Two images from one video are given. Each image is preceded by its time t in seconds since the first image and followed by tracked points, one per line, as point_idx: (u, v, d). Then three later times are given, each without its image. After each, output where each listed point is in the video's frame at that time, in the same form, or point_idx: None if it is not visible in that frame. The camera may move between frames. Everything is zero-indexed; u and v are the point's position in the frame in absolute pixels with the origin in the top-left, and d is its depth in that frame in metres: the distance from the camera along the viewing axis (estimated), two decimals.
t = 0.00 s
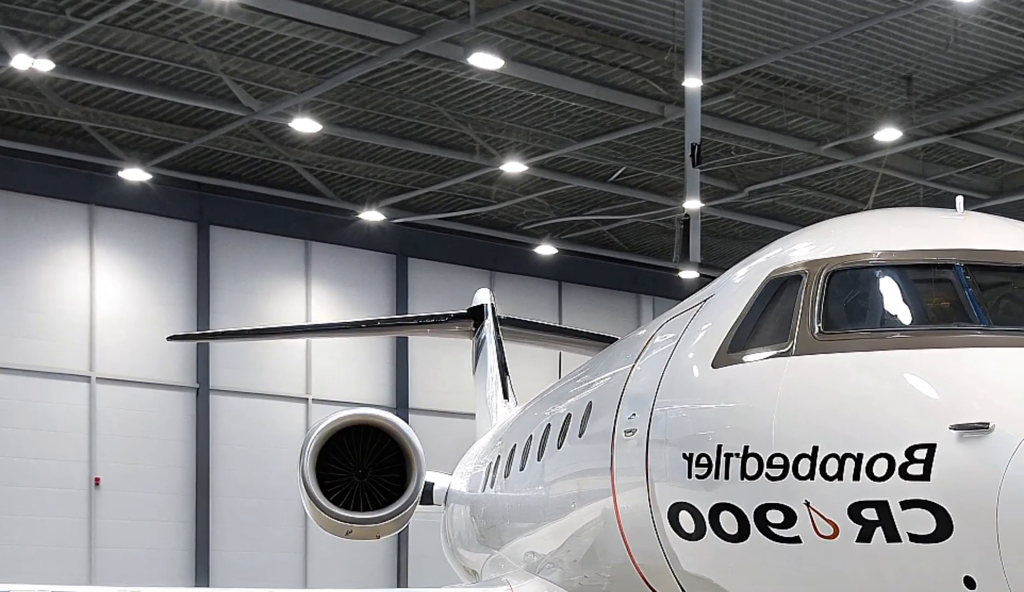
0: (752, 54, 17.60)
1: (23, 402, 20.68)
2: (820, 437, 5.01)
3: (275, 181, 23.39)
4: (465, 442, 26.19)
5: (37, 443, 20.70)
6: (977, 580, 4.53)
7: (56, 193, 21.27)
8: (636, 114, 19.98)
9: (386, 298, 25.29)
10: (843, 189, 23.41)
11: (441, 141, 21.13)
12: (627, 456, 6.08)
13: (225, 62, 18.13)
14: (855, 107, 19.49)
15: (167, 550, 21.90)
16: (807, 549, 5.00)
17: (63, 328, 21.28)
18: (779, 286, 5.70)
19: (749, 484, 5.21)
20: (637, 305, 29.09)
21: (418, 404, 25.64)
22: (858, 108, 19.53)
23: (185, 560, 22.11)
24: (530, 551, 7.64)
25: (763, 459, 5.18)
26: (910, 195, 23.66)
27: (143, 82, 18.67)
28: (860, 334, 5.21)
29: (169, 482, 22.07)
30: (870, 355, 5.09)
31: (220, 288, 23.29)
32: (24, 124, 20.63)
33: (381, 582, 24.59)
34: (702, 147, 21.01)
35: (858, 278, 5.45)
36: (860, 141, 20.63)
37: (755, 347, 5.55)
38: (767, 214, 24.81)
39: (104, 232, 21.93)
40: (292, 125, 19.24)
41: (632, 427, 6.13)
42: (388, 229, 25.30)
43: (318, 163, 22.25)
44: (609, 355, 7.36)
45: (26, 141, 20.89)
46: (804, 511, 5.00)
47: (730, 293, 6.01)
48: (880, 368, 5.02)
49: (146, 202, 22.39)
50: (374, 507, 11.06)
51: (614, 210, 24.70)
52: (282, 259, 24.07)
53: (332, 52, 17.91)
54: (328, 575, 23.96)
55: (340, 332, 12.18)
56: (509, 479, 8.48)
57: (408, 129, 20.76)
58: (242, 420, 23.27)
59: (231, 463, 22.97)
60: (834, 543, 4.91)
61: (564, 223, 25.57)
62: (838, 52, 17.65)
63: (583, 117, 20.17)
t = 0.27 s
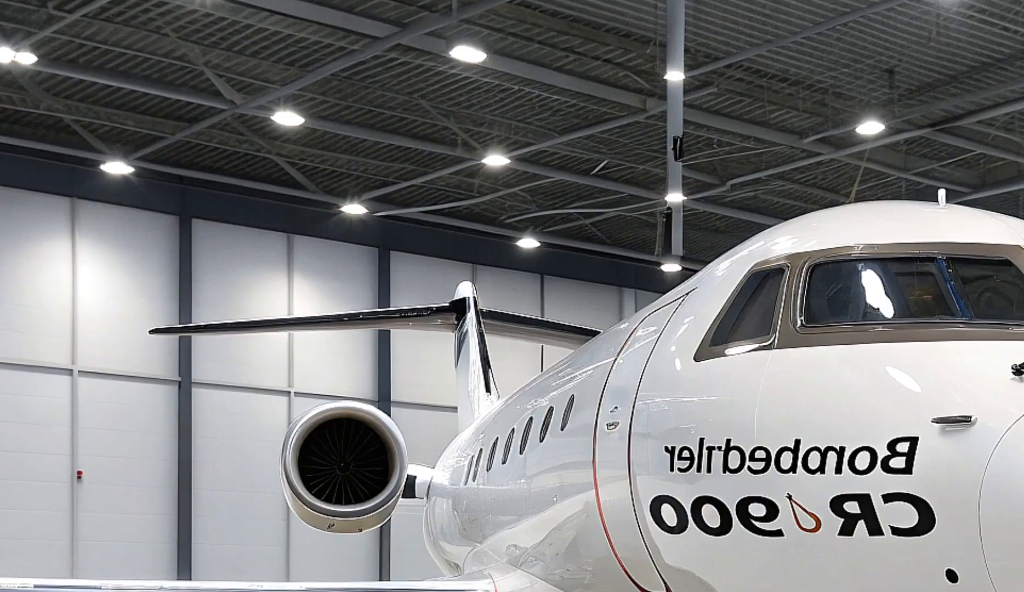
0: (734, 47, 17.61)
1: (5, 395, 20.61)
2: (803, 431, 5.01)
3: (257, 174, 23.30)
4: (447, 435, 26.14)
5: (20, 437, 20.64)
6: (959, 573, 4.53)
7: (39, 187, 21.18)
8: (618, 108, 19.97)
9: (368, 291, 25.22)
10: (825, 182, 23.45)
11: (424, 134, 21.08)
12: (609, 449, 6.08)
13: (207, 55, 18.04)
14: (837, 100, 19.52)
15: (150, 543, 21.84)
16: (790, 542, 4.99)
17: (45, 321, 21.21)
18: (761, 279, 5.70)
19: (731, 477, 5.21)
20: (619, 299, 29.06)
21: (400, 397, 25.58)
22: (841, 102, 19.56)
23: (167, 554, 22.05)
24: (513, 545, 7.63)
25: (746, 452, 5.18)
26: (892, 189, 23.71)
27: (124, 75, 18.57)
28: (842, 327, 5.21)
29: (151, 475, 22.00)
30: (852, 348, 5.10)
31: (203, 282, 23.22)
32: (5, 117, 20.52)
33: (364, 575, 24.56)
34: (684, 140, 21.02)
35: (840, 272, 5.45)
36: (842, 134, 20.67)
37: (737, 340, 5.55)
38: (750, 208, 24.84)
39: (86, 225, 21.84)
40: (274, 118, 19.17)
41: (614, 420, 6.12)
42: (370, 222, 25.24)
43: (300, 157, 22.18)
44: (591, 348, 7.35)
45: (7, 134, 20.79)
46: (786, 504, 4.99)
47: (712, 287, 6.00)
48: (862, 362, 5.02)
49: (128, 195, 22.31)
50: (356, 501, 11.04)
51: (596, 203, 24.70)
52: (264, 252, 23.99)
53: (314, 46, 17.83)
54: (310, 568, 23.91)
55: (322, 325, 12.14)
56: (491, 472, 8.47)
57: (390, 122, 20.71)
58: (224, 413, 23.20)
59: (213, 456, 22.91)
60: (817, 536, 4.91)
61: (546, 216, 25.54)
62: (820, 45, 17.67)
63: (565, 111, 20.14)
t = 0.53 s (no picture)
0: (717, 41, 17.61)
1: None
2: (785, 424, 5.01)
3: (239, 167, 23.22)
4: (430, 429, 26.07)
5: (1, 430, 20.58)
6: (941, 567, 4.53)
7: (22, 181, 21.12)
8: (600, 101, 19.94)
9: (350, 284, 25.15)
10: (808, 176, 23.48)
11: (406, 127, 21.03)
12: (591, 442, 6.07)
13: (189, 49, 17.96)
14: (819, 93, 19.55)
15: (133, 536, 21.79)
16: (772, 535, 4.99)
17: (26, 314, 21.14)
18: (743, 273, 5.70)
19: (713, 471, 5.20)
20: (601, 292, 28.99)
21: (383, 390, 25.51)
22: (823, 95, 19.59)
23: (149, 548, 21.96)
24: (495, 538, 7.61)
25: (727, 446, 5.18)
26: (874, 182, 23.74)
27: (106, 68, 18.48)
28: (824, 321, 5.21)
29: (134, 468, 21.93)
30: (834, 341, 5.10)
31: (185, 275, 23.16)
32: None
33: (346, 568, 24.52)
34: (667, 133, 21.03)
35: (822, 265, 5.45)
36: (825, 127, 20.69)
37: (719, 333, 5.55)
38: (732, 201, 24.86)
39: (68, 219, 21.77)
40: (256, 111, 19.09)
41: (597, 413, 6.11)
42: (352, 216, 25.17)
43: (282, 150, 22.11)
44: (573, 342, 7.34)
45: None
46: (768, 498, 4.99)
47: (694, 280, 6.00)
48: (844, 355, 5.02)
49: (111, 189, 22.23)
50: (337, 494, 11.02)
51: (578, 196, 24.68)
52: (246, 245, 23.91)
53: (296, 39, 17.73)
54: (292, 561, 23.86)
55: (304, 319, 12.11)
56: (473, 466, 8.46)
57: (372, 115, 20.65)
58: (206, 407, 23.12)
59: (195, 449, 22.84)
60: (799, 529, 4.91)
61: (528, 209, 25.50)
62: (802, 39, 17.69)
63: (547, 104, 20.11)
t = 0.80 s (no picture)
0: (699, 34, 17.62)
1: None
2: (767, 417, 5.01)
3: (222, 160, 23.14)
4: (413, 422, 26.03)
5: None
6: (923, 560, 4.53)
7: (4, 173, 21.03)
8: (582, 94, 19.91)
9: (332, 277, 25.09)
10: (790, 169, 23.51)
11: (388, 120, 20.98)
12: (573, 435, 6.07)
13: (171, 42, 17.89)
14: (801, 87, 19.57)
15: (115, 529, 21.74)
16: (754, 529, 4.99)
17: (8, 308, 21.06)
18: (725, 266, 5.71)
19: (695, 464, 5.20)
20: (583, 285, 28.98)
21: (365, 383, 25.45)
22: (805, 88, 19.61)
23: (131, 541, 21.91)
24: (477, 531, 7.60)
25: (709, 439, 5.18)
26: (856, 175, 23.79)
27: (89, 61, 18.41)
28: (806, 314, 5.22)
29: (117, 462, 21.87)
30: (816, 334, 5.10)
31: (167, 268, 23.10)
32: None
33: (328, 561, 24.48)
34: (649, 126, 21.04)
35: (804, 258, 5.45)
36: (807, 120, 20.72)
37: (701, 326, 5.55)
38: (714, 194, 24.88)
39: (50, 211, 21.69)
40: (238, 104, 19.02)
41: (578, 406, 6.11)
42: (334, 209, 25.10)
43: (264, 143, 22.03)
44: (555, 335, 7.33)
45: None
46: (750, 491, 4.99)
47: (676, 273, 6.00)
48: (826, 349, 5.02)
49: (93, 182, 22.15)
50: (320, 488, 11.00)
51: (560, 189, 24.67)
52: (228, 239, 23.83)
53: (278, 32, 17.66)
54: (275, 554, 23.81)
55: (286, 312, 12.07)
56: (455, 459, 8.45)
57: (354, 108, 20.60)
58: (188, 400, 23.05)
59: (177, 443, 22.79)
60: (781, 522, 4.91)
61: (511, 202, 25.47)
62: (784, 32, 17.70)
63: (530, 97, 20.08)
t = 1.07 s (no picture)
0: (681, 27, 17.62)
1: None
2: (749, 410, 5.01)
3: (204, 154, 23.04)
4: (395, 416, 25.98)
5: None
6: (905, 553, 4.53)
7: None
8: (564, 87, 19.89)
9: (314, 270, 25.03)
10: (772, 162, 23.54)
11: (370, 113, 20.92)
12: (556, 428, 6.06)
13: (154, 35, 17.79)
14: (783, 80, 19.59)
15: (97, 522, 21.69)
16: (735, 522, 4.99)
17: None
18: (708, 259, 5.70)
19: (677, 458, 5.20)
20: (566, 278, 28.96)
21: (347, 376, 25.38)
22: (787, 82, 19.63)
23: (113, 534, 21.86)
24: (460, 524, 7.58)
25: (692, 432, 5.17)
26: (838, 168, 23.83)
27: (71, 54, 18.34)
28: (788, 307, 5.21)
29: (99, 455, 21.81)
30: (798, 328, 5.10)
31: (150, 261, 23.03)
32: None
33: (310, 554, 24.44)
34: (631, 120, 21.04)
35: (786, 252, 5.45)
36: (789, 114, 20.75)
37: (684, 319, 5.55)
38: (696, 187, 24.90)
39: (32, 204, 21.62)
40: (221, 98, 18.93)
41: (561, 399, 6.09)
42: (317, 202, 25.02)
43: (246, 136, 21.95)
44: (537, 328, 7.31)
45: None
46: (732, 484, 4.99)
47: (658, 266, 6.00)
48: (808, 342, 5.02)
49: (76, 175, 22.08)
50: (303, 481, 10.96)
51: (542, 182, 24.65)
52: (210, 232, 23.75)
53: (261, 26, 17.59)
54: (257, 547, 23.75)
55: (268, 305, 12.03)
56: (437, 452, 8.43)
57: (336, 102, 20.53)
58: (170, 394, 22.98)
59: (160, 436, 22.73)
60: (763, 516, 4.90)
61: (493, 195, 25.43)
62: (767, 25, 17.71)
63: (512, 90, 20.05)
